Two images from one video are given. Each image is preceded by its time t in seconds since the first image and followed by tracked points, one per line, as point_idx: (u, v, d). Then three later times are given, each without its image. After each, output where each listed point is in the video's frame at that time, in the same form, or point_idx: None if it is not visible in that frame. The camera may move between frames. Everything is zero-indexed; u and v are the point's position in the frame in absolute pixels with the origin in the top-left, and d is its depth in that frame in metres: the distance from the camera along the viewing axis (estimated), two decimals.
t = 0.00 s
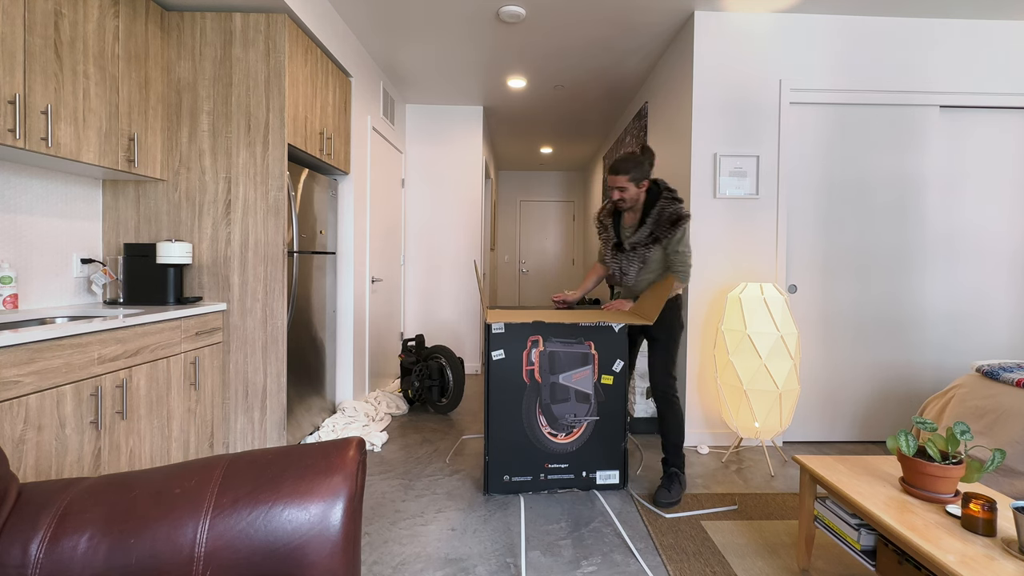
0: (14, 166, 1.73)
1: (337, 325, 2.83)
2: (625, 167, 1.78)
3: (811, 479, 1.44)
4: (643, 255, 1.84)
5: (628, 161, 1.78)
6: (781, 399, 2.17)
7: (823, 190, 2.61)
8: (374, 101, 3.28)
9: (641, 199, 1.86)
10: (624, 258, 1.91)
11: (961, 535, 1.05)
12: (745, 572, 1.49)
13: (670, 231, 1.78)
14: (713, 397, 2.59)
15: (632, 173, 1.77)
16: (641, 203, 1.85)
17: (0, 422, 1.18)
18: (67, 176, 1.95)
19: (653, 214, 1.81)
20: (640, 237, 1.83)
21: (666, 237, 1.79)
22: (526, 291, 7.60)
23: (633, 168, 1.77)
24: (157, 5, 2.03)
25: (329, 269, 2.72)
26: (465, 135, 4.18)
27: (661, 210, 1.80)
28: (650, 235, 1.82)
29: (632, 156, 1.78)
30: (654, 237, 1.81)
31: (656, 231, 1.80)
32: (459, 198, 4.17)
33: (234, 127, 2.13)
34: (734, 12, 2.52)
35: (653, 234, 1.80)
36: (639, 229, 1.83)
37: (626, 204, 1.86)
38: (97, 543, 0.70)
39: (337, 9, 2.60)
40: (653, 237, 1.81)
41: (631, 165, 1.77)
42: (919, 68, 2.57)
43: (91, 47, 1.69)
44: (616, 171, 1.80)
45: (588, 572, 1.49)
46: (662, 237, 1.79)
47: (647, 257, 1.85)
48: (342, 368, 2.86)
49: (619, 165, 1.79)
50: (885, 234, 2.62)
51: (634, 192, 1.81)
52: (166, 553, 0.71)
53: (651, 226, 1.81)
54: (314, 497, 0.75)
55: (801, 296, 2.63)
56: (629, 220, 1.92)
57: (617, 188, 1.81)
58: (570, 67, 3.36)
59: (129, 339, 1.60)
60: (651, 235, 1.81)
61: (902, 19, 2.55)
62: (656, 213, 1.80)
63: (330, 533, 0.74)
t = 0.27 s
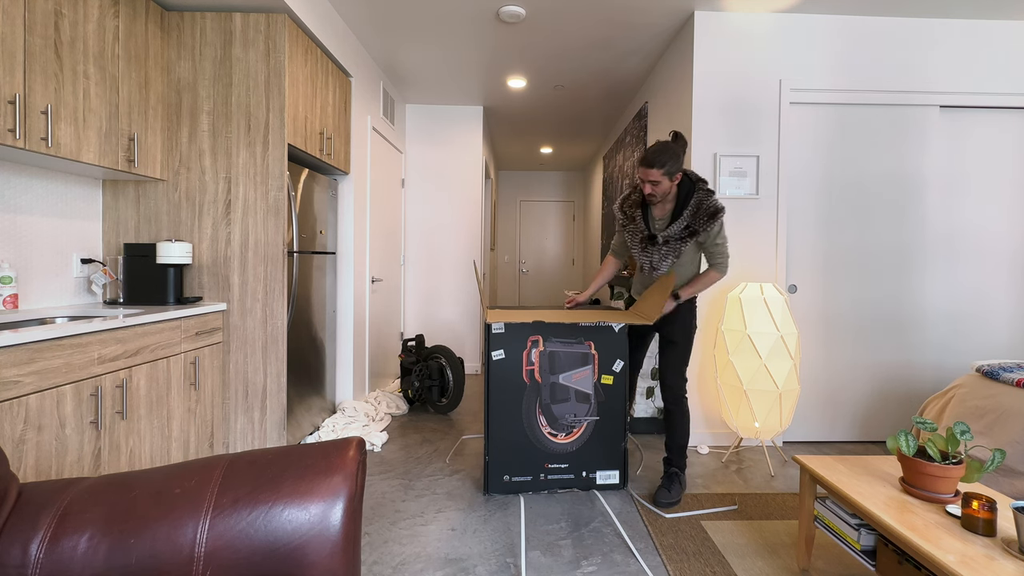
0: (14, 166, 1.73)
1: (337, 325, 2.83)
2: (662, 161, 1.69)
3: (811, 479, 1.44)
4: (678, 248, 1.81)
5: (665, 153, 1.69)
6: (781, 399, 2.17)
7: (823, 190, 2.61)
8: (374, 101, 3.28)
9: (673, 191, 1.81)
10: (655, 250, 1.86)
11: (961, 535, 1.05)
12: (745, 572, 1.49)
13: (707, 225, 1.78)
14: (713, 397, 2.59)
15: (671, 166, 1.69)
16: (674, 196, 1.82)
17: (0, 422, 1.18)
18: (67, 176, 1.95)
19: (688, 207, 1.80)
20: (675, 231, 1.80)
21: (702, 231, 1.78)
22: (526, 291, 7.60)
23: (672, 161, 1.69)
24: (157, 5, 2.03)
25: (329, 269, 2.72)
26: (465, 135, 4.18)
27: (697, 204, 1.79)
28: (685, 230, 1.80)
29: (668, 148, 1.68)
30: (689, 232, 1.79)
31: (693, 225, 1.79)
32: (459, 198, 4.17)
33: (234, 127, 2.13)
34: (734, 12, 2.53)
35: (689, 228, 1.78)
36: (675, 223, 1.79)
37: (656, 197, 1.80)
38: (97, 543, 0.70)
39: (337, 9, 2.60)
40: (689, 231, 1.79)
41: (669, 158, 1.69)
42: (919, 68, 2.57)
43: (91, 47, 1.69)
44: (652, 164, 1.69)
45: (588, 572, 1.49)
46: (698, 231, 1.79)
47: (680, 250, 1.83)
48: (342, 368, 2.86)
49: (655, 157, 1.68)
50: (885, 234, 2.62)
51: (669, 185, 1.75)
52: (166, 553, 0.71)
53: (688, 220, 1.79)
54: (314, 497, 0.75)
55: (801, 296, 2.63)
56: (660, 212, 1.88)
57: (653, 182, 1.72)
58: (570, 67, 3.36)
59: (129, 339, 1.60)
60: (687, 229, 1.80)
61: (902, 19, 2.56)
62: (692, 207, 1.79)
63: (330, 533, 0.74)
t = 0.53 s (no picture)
0: (14, 166, 1.73)
1: (337, 325, 2.83)
2: (674, 157, 1.68)
3: (811, 479, 1.44)
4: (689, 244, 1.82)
5: (676, 150, 1.68)
6: (781, 399, 2.16)
7: (824, 190, 2.61)
8: (374, 101, 3.28)
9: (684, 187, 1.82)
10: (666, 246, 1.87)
11: (961, 535, 1.05)
12: (745, 572, 1.49)
13: (718, 222, 1.79)
14: (713, 397, 2.59)
15: (683, 163, 1.69)
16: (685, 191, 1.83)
17: (0, 422, 1.18)
18: (67, 176, 1.95)
19: (700, 204, 1.81)
20: (686, 227, 1.82)
21: (713, 227, 1.80)
22: (526, 291, 7.60)
23: (684, 158, 1.69)
24: (157, 5, 2.03)
25: (329, 269, 2.72)
26: (465, 135, 4.18)
27: (709, 201, 1.81)
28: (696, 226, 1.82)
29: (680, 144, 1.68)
30: (700, 228, 1.81)
31: (704, 221, 1.80)
32: (459, 198, 4.17)
33: (234, 127, 2.13)
34: (734, 12, 2.53)
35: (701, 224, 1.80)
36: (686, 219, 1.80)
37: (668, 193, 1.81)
38: (97, 544, 0.70)
39: (338, 9, 2.60)
40: (700, 227, 1.81)
41: (681, 155, 1.68)
42: (919, 68, 2.57)
43: (91, 47, 1.69)
44: (663, 161, 1.69)
45: (588, 572, 1.49)
46: (709, 227, 1.81)
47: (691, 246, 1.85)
48: (342, 368, 2.86)
49: (665, 154, 1.68)
50: (885, 234, 2.62)
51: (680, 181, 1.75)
52: (166, 553, 0.71)
53: (699, 217, 1.80)
54: (314, 497, 0.75)
55: (801, 296, 2.63)
56: (671, 207, 1.89)
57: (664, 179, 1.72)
58: (571, 67, 3.36)
59: (129, 339, 1.60)
60: (698, 225, 1.81)
61: (902, 19, 2.56)
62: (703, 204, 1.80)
63: (330, 533, 0.74)
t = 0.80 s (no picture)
0: (14, 166, 1.73)
1: (337, 325, 2.83)
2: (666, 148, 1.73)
3: (811, 479, 1.44)
4: (685, 234, 1.83)
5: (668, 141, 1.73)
6: (781, 399, 2.17)
7: (824, 191, 2.61)
8: (374, 101, 3.28)
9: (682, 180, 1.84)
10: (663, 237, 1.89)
11: (961, 535, 1.05)
12: (745, 572, 1.49)
13: (716, 212, 1.79)
14: (713, 397, 2.59)
15: (675, 153, 1.73)
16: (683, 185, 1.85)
17: (0, 423, 1.18)
18: (67, 176, 1.95)
19: (698, 195, 1.82)
20: (683, 218, 1.83)
21: (710, 218, 1.80)
22: (526, 291, 7.61)
23: (677, 148, 1.73)
24: (157, 5, 2.03)
25: (329, 269, 2.72)
26: (465, 135, 4.18)
27: (705, 192, 1.81)
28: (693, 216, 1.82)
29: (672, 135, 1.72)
30: (696, 218, 1.81)
31: (701, 212, 1.80)
32: (458, 198, 4.17)
33: (234, 127, 2.13)
34: (734, 12, 2.53)
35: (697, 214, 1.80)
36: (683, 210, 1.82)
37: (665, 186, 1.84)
38: (97, 544, 0.70)
39: (338, 9, 2.60)
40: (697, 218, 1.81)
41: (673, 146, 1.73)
42: (918, 68, 2.57)
43: (91, 47, 1.69)
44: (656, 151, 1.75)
45: (588, 572, 1.49)
46: (706, 218, 1.80)
47: (689, 237, 1.85)
48: (342, 367, 2.86)
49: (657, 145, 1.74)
50: (885, 234, 2.62)
51: (674, 172, 1.79)
52: (166, 553, 0.71)
53: (696, 207, 1.81)
54: (314, 496, 0.75)
55: (801, 296, 2.63)
56: (669, 200, 1.91)
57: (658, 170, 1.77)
58: (570, 67, 3.36)
59: (129, 339, 1.60)
60: (695, 215, 1.81)
61: (902, 19, 2.56)
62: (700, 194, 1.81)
63: (330, 534, 0.74)
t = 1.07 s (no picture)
0: (14, 166, 1.73)
1: (337, 325, 2.83)
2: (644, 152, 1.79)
3: (811, 479, 1.44)
4: (683, 229, 1.83)
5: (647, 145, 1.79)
6: (781, 399, 2.17)
7: (824, 191, 2.61)
8: (374, 101, 3.28)
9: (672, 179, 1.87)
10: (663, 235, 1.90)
11: (961, 535, 1.05)
12: (745, 572, 1.49)
13: (708, 203, 1.79)
14: (713, 397, 2.59)
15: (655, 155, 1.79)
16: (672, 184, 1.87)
17: (0, 423, 1.18)
18: (67, 176, 1.95)
19: (688, 189, 1.83)
20: (677, 213, 1.84)
21: (704, 210, 1.80)
22: (526, 291, 7.61)
23: (655, 149, 1.78)
24: (157, 5, 2.03)
25: (329, 269, 2.72)
26: (465, 135, 4.18)
27: (696, 185, 1.82)
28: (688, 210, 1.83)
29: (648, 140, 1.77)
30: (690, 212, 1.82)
31: (695, 205, 1.81)
32: (458, 198, 4.17)
33: (234, 127, 2.13)
34: (734, 12, 2.53)
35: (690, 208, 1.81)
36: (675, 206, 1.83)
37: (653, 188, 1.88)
38: (97, 544, 0.70)
39: (338, 9, 2.60)
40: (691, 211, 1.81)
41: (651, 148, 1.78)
42: (918, 68, 2.57)
43: (91, 47, 1.69)
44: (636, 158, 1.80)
45: (588, 572, 1.49)
46: (700, 210, 1.80)
47: (687, 231, 1.85)
48: (342, 368, 2.86)
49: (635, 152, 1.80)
50: (885, 233, 2.62)
51: (659, 172, 1.83)
52: (167, 553, 0.71)
53: (689, 202, 1.81)
54: (314, 497, 0.75)
55: (801, 296, 2.63)
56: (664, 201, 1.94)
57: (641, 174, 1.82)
58: (570, 67, 3.36)
59: (129, 339, 1.60)
60: (689, 209, 1.82)
61: (902, 19, 2.56)
62: (690, 189, 1.82)
63: (330, 533, 0.74)
